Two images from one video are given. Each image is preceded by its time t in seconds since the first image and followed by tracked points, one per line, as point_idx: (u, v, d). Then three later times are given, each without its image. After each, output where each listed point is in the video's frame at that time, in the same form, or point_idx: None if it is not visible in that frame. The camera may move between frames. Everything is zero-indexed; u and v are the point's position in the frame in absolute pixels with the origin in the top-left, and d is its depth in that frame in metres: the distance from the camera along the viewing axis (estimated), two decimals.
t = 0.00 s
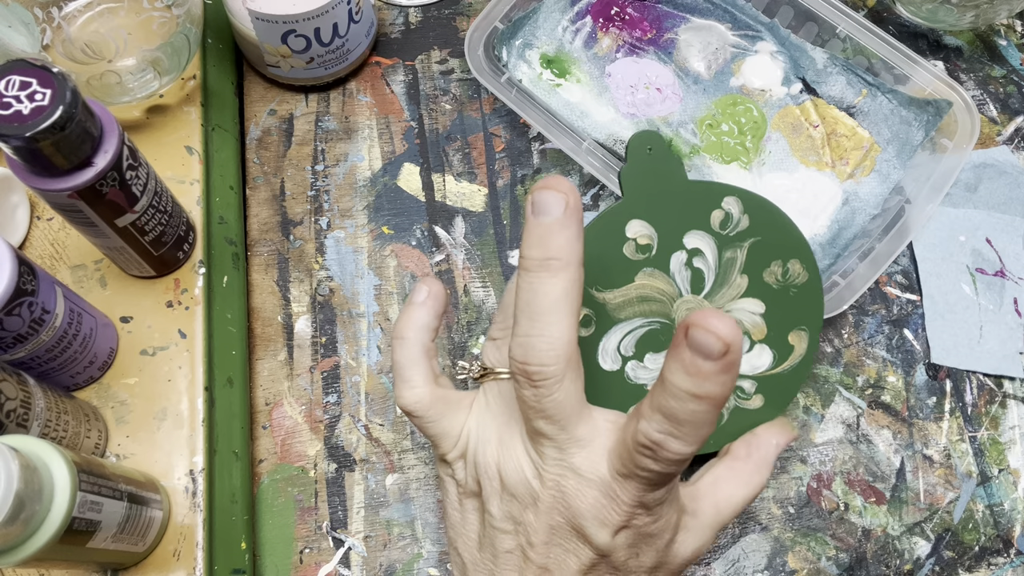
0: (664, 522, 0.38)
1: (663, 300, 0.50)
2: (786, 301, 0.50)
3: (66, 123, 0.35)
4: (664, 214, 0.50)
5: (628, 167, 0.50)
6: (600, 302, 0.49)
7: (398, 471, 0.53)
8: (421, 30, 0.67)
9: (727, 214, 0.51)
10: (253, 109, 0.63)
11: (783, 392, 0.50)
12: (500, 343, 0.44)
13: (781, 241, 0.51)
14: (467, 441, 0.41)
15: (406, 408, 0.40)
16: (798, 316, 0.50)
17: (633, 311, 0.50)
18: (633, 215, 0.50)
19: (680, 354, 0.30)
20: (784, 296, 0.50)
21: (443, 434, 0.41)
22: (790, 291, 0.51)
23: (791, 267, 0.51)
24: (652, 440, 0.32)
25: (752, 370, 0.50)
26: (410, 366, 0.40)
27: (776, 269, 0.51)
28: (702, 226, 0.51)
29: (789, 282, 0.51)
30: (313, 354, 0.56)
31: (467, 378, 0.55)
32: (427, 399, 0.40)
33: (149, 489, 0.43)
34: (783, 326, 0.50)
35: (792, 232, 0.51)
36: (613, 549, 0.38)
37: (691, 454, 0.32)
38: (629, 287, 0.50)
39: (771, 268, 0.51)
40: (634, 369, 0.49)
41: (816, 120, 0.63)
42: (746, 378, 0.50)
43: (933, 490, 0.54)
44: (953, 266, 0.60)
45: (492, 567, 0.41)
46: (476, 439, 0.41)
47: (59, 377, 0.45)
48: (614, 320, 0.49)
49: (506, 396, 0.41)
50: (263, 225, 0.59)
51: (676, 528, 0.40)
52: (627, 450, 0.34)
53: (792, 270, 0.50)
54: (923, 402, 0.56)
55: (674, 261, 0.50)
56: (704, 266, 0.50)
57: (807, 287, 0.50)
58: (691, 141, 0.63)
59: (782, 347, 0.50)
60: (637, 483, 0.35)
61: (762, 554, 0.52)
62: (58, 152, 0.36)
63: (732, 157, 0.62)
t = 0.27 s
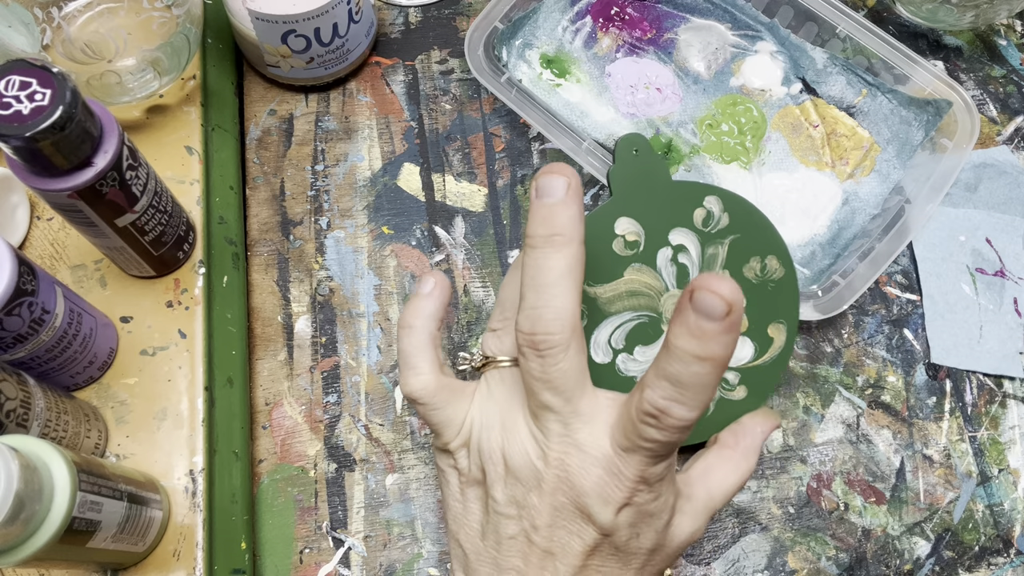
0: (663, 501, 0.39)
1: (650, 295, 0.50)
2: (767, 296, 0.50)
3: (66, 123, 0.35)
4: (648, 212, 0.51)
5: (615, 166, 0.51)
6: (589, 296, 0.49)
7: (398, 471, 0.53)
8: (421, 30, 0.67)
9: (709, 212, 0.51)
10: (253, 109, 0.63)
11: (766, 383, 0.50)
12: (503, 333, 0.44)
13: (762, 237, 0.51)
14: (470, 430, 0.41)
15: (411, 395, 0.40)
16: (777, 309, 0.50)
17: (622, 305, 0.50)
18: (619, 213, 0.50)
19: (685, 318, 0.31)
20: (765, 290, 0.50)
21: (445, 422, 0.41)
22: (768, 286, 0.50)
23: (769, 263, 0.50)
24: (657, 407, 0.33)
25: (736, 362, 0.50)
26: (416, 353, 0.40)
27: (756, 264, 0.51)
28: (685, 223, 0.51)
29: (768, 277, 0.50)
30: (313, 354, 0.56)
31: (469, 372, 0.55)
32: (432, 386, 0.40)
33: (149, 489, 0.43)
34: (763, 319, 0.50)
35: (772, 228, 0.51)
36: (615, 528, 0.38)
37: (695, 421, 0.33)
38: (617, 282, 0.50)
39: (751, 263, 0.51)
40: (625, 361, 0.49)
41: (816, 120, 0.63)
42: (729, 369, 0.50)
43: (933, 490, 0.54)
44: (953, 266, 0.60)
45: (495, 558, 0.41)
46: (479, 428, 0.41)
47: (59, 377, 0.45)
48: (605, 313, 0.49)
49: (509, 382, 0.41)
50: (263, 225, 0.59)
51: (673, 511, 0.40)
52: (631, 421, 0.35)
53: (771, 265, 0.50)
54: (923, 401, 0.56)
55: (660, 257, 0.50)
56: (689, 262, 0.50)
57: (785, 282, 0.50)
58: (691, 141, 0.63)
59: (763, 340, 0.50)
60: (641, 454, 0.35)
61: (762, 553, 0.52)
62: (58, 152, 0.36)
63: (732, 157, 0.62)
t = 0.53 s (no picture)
0: (663, 489, 0.40)
1: (641, 297, 0.50)
2: (751, 297, 0.51)
3: (66, 123, 0.35)
4: (636, 216, 0.50)
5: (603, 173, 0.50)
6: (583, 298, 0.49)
7: (398, 471, 0.53)
8: (421, 30, 0.67)
9: (694, 216, 0.51)
10: (253, 109, 0.63)
11: (754, 382, 0.50)
12: (506, 333, 0.44)
13: (745, 240, 0.51)
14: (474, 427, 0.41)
15: (417, 391, 0.40)
16: (762, 310, 0.51)
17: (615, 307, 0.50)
18: (609, 217, 0.50)
19: (683, 295, 0.33)
20: (750, 292, 0.51)
21: (449, 420, 0.41)
22: (752, 287, 0.51)
23: (753, 265, 0.51)
24: (658, 386, 0.34)
25: (724, 361, 0.50)
26: (424, 349, 0.40)
27: (740, 267, 0.51)
28: (671, 227, 0.51)
29: (752, 279, 0.51)
30: (313, 354, 0.56)
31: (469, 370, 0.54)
32: (439, 382, 0.40)
33: (149, 489, 0.43)
34: (749, 319, 0.51)
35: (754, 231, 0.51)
36: (618, 516, 0.39)
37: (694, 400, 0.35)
38: (611, 284, 0.49)
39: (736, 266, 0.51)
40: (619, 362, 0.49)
41: (816, 120, 0.63)
42: (718, 368, 0.50)
43: (933, 490, 0.54)
44: (953, 266, 0.60)
45: (499, 552, 0.40)
46: (483, 425, 0.41)
47: (59, 377, 0.45)
48: (597, 314, 0.50)
49: (512, 377, 0.42)
50: (263, 225, 0.59)
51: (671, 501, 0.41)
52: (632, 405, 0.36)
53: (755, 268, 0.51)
54: (923, 401, 0.56)
55: (649, 261, 0.50)
56: (677, 265, 0.50)
57: (769, 284, 0.51)
58: (691, 141, 0.63)
59: (750, 340, 0.50)
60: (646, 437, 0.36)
61: (762, 553, 0.52)
62: (58, 151, 0.36)
63: (732, 157, 0.62)
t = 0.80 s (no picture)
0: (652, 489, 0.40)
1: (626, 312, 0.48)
2: (740, 306, 0.49)
3: (66, 123, 0.35)
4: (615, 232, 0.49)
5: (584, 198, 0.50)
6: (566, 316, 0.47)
7: (398, 471, 0.53)
8: (421, 30, 0.67)
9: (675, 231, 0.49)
10: (253, 109, 0.63)
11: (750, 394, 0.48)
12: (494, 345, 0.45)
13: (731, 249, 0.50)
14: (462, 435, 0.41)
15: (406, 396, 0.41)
16: (750, 319, 0.49)
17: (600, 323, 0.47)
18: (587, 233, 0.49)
19: (647, 282, 0.33)
20: (736, 301, 0.49)
21: (437, 428, 0.41)
22: (739, 298, 0.49)
23: (738, 274, 0.49)
24: (632, 374, 0.34)
25: (717, 372, 0.48)
26: (415, 355, 0.42)
27: (726, 277, 0.49)
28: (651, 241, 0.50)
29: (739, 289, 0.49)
30: (313, 354, 0.56)
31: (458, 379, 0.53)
32: (427, 386, 0.41)
33: (149, 489, 0.43)
34: (738, 329, 0.49)
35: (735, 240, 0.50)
36: (608, 517, 0.38)
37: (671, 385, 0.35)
38: (593, 301, 0.48)
39: (721, 277, 0.49)
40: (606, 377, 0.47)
41: (816, 120, 0.63)
42: (711, 381, 0.48)
43: (933, 490, 0.54)
44: (953, 266, 0.60)
45: (492, 561, 0.40)
46: (470, 433, 0.41)
47: (59, 377, 0.45)
48: (584, 331, 0.47)
49: (501, 386, 0.41)
50: (263, 225, 0.59)
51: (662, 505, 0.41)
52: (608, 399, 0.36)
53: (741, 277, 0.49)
54: (923, 402, 0.56)
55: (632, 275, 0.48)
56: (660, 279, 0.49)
57: (754, 293, 0.49)
58: (691, 141, 0.63)
59: (741, 351, 0.49)
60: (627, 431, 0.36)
61: (762, 553, 0.52)
62: (58, 151, 0.36)
63: (732, 157, 0.62)
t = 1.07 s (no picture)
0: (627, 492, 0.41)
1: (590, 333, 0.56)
2: (696, 320, 0.57)
3: (66, 123, 0.35)
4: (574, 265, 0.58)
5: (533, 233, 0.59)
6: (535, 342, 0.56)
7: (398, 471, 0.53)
8: (421, 30, 0.67)
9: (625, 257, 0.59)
10: (253, 109, 0.63)
11: (714, 399, 0.55)
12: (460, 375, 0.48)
13: (675, 268, 0.59)
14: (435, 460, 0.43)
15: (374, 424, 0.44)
16: (708, 331, 0.57)
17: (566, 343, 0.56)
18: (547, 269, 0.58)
19: (587, 275, 0.35)
20: (692, 315, 0.58)
21: (408, 453, 0.43)
22: (693, 310, 0.58)
23: (689, 290, 0.58)
24: (590, 367, 0.36)
25: (682, 383, 0.55)
26: (376, 389, 0.45)
27: (677, 293, 0.58)
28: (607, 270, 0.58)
29: (692, 303, 0.58)
30: (313, 354, 0.56)
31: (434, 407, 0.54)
32: (393, 413, 0.44)
33: (149, 489, 0.43)
34: (697, 342, 0.57)
35: (680, 259, 0.59)
36: (586, 520, 0.39)
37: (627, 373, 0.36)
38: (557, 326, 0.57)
39: (672, 293, 0.58)
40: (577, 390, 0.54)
41: (816, 120, 0.63)
42: (678, 391, 0.55)
43: (933, 490, 0.54)
44: (953, 266, 0.60)
45: None
46: (443, 458, 0.42)
47: (59, 377, 0.45)
48: (550, 356, 0.56)
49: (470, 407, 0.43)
50: (263, 225, 0.59)
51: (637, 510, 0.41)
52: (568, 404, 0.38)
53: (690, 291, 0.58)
54: (923, 402, 0.56)
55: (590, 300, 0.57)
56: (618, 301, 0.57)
57: (708, 306, 0.58)
58: (691, 141, 0.63)
59: (703, 361, 0.56)
60: (592, 427, 0.38)
61: (762, 553, 0.52)
62: (58, 151, 0.36)
63: (732, 157, 0.62)
